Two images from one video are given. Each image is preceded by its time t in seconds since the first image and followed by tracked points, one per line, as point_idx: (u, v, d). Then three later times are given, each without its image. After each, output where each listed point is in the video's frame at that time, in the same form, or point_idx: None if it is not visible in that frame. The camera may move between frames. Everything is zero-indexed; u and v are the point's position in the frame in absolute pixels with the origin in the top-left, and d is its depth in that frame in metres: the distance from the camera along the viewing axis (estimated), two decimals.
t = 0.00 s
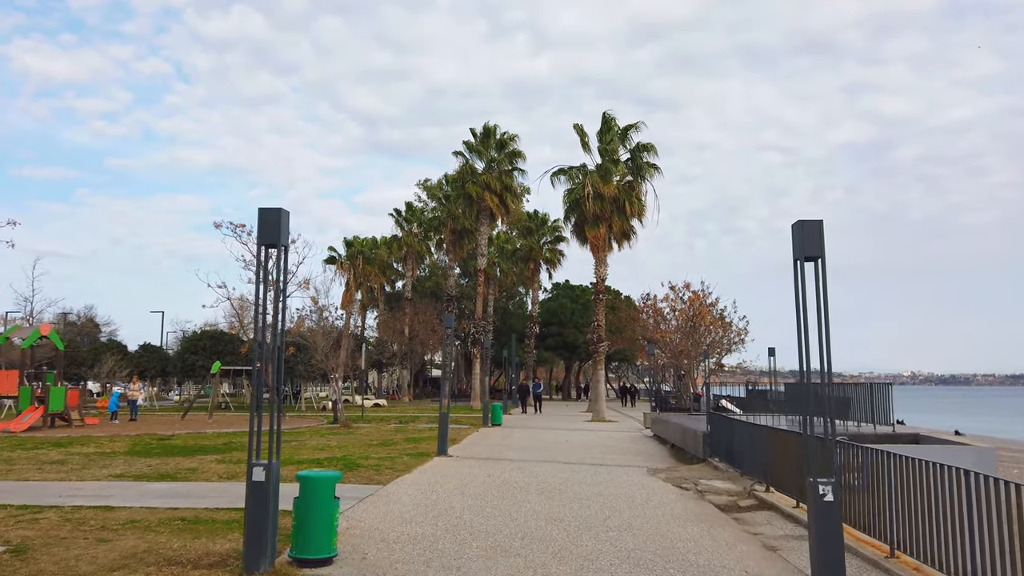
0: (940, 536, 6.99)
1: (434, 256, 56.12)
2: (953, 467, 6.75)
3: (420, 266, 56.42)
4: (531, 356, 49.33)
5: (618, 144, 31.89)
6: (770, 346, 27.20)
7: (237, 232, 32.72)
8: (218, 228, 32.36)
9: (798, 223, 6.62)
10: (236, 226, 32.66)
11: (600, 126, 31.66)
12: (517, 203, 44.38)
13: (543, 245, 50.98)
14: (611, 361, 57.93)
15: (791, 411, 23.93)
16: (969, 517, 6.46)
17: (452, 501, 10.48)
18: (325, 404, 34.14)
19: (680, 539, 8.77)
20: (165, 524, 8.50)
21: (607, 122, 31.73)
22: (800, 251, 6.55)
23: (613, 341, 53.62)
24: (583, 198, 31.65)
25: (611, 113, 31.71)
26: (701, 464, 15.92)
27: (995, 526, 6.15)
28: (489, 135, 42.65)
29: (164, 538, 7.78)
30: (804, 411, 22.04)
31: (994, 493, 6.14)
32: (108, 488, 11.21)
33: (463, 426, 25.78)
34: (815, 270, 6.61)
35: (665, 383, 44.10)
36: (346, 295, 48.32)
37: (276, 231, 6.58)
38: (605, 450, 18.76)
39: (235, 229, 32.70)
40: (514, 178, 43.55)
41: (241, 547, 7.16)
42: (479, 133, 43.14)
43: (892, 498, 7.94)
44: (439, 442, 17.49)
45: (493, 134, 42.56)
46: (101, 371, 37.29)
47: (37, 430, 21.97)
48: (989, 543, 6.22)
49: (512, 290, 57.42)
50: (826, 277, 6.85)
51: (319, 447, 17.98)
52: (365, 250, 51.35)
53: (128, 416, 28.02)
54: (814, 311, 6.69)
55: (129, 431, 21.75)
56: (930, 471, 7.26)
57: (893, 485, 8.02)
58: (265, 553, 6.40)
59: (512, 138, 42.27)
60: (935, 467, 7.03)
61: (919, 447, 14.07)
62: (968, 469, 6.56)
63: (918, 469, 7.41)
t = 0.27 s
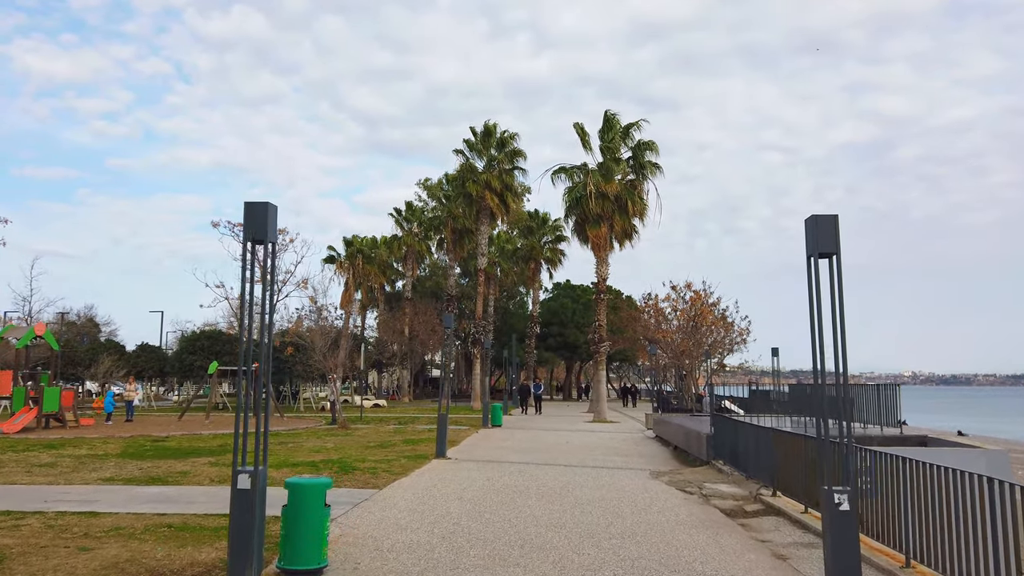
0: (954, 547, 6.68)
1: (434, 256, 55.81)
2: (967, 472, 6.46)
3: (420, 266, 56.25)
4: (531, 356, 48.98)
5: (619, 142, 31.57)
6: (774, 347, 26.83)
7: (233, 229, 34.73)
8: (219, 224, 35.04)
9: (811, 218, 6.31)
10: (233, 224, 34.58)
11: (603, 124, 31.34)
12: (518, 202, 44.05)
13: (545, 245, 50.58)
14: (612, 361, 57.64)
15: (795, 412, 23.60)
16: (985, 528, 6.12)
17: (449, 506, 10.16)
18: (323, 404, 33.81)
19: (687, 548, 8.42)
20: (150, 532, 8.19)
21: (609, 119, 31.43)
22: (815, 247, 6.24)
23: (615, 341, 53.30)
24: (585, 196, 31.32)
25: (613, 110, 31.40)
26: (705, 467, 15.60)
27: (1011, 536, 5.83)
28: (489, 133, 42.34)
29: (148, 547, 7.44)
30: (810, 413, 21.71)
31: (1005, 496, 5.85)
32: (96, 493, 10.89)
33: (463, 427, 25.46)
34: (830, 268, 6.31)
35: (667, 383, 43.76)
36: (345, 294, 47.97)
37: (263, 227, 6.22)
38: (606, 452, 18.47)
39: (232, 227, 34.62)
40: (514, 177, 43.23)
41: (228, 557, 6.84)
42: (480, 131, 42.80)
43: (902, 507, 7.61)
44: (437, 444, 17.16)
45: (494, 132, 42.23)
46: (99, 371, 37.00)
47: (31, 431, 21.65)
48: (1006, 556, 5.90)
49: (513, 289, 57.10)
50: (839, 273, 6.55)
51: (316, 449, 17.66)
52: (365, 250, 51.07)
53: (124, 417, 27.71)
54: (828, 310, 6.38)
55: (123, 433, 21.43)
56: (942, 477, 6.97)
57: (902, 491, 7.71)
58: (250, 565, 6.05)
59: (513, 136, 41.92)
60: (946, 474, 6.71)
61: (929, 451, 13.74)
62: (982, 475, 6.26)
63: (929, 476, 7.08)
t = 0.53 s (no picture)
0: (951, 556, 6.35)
1: (429, 255, 55.47)
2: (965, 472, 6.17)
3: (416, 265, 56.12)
4: (527, 357, 48.65)
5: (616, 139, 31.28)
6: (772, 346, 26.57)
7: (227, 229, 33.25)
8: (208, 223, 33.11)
9: (818, 207, 6.01)
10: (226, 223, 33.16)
11: (600, 121, 31.05)
12: (513, 201, 43.74)
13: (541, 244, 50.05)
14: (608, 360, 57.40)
15: (794, 412, 23.34)
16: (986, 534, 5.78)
17: (442, 509, 9.85)
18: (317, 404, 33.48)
19: (688, 553, 8.14)
20: (129, 537, 7.88)
21: (606, 117, 31.15)
22: (823, 238, 5.95)
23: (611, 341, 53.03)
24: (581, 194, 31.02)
25: (610, 108, 31.12)
26: (704, 468, 15.31)
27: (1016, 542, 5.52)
28: (485, 131, 42.01)
29: (125, 553, 7.13)
30: (809, 413, 21.45)
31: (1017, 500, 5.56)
32: (77, 495, 10.55)
33: (458, 427, 25.17)
34: (837, 260, 6.03)
35: (664, 382, 43.51)
36: (340, 293, 47.60)
37: (243, 218, 5.91)
38: (603, 453, 18.19)
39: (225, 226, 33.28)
40: (510, 175, 42.93)
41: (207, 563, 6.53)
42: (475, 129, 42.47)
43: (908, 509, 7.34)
44: (431, 445, 16.86)
45: (490, 130, 41.90)
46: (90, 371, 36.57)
47: (17, 432, 21.27)
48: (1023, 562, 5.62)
49: (508, 289, 56.81)
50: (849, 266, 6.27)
51: (307, 450, 17.34)
52: (360, 249, 50.72)
53: (114, 418, 27.33)
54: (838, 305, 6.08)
55: (112, 434, 21.07)
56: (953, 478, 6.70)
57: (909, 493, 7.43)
58: (228, 575, 5.73)
59: (509, 134, 41.61)
60: (949, 476, 6.39)
61: (932, 451, 13.47)
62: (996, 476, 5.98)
63: (930, 479, 6.77)
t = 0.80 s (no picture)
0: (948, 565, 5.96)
1: (426, 255, 55.15)
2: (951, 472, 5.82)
3: (412, 265, 56.08)
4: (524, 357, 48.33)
5: (614, 138, 31.01)
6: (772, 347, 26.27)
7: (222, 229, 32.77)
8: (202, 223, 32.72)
9: (828, 202, 5.75)
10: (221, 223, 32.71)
11: (597, 119, 30.79)
12: (510, 200, 43.44)
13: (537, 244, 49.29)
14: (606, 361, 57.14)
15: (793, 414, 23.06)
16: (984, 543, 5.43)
17: (434, 516, 9.53)
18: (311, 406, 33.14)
19: (690, 562, 7.84)
20: (108, 547, 7.55)
21: (603, 115, 30.89)
22: (834, 233, 5.66)
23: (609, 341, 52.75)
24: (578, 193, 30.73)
25: (607, 106, 30.85)
26: (704, 471, 15.02)
27: None
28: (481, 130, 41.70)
29: (103, 565, 6.81)
30: (809, 414, 21.19)
31: None
32: (58, 502, 10.21)
33: (454, 428, 24.88)
34: (849, 256, 5.74)
35: (661, 383, 43.24)
36: (336, 293, 47.26)
37: (223, 212, 5.61)
38: (601, 455, 17.88)
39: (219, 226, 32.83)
40: (507, 174, 42.63)
41: None
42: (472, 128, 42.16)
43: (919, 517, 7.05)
44: (425, 448, 16.55)
45: (486, 129, 41.58)
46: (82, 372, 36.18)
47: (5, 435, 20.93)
48: None
49: (505, 289, 56.53)
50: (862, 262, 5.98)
51: (300, 453, 17.01)
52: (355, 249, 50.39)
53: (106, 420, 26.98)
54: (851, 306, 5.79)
55: (103, 436, 20.74)
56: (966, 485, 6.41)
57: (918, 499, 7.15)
58: None
59: (505, 133, 41.31)
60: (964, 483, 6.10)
61: (938, 455, 13.19)
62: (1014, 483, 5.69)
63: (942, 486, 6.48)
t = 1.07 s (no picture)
0: (965, 573, 5.62)
1: (425, 254, 54.84)
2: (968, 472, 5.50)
3: (412, 265, 55.72)
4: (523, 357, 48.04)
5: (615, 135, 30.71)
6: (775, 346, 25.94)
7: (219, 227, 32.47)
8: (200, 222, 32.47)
9: (848, 189, 5.45)
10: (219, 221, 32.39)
11: (598, 116, 30.48)
12: (510, 199, 43.13)
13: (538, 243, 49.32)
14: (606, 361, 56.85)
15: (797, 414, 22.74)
16: (1004, 550, 5.11)
17: (432, 519, 9.22)
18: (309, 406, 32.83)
19: (699, 568, 7.50)
20: (90, 553, 7.22)
21: (604, 112, 30.60)
22: (854, 223, 5.35)
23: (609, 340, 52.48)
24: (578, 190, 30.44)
25: (608, 103, 30.56)
26: (708, 473, 14.70)
27: None
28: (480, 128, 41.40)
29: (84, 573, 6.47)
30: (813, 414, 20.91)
31: None
32: (43, 505, 9.86)
33: (453, 429, 24.57)
34: (870, 248, 5.43)
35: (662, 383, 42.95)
36: (334, 293, 46.95)
37: (208, 200, 5.28)
38: (603, 456, 17.57)
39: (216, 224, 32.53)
40: (507, 172, 42.31)
41: None
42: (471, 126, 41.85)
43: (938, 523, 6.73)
44: (424, 449, 16.23)
45: (486, 127, 41.28)
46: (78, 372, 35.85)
47: None
48: None
49: (505, 289, 56.22)
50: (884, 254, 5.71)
51: (296, 454, 16.69)
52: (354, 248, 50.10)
53: (101, 420, 26.67)
54: (874, 300, 5.50)
55: (96, 436, 20.44)
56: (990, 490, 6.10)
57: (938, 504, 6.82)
58: None
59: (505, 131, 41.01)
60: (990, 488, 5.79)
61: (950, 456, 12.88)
62: None
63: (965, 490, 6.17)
